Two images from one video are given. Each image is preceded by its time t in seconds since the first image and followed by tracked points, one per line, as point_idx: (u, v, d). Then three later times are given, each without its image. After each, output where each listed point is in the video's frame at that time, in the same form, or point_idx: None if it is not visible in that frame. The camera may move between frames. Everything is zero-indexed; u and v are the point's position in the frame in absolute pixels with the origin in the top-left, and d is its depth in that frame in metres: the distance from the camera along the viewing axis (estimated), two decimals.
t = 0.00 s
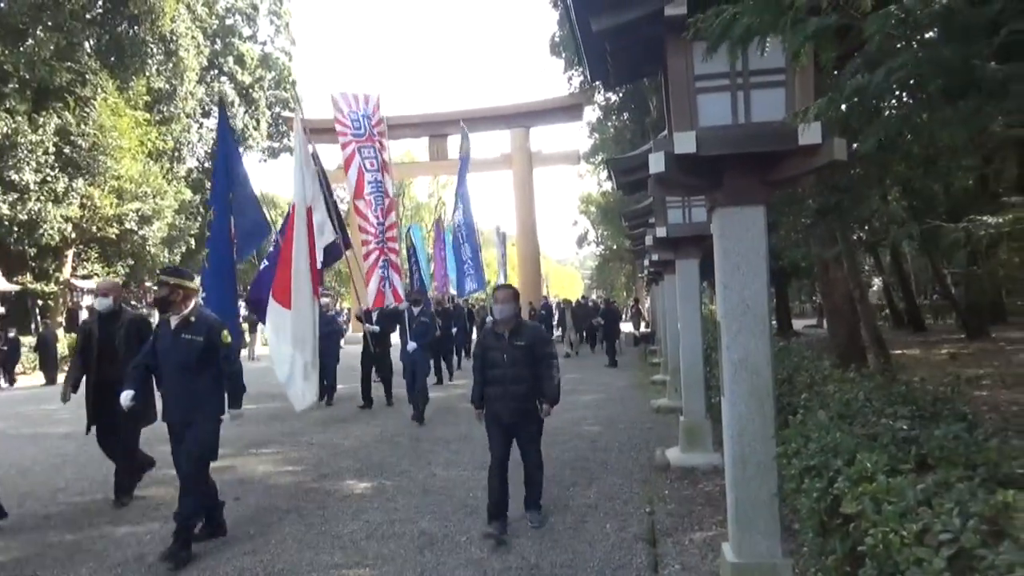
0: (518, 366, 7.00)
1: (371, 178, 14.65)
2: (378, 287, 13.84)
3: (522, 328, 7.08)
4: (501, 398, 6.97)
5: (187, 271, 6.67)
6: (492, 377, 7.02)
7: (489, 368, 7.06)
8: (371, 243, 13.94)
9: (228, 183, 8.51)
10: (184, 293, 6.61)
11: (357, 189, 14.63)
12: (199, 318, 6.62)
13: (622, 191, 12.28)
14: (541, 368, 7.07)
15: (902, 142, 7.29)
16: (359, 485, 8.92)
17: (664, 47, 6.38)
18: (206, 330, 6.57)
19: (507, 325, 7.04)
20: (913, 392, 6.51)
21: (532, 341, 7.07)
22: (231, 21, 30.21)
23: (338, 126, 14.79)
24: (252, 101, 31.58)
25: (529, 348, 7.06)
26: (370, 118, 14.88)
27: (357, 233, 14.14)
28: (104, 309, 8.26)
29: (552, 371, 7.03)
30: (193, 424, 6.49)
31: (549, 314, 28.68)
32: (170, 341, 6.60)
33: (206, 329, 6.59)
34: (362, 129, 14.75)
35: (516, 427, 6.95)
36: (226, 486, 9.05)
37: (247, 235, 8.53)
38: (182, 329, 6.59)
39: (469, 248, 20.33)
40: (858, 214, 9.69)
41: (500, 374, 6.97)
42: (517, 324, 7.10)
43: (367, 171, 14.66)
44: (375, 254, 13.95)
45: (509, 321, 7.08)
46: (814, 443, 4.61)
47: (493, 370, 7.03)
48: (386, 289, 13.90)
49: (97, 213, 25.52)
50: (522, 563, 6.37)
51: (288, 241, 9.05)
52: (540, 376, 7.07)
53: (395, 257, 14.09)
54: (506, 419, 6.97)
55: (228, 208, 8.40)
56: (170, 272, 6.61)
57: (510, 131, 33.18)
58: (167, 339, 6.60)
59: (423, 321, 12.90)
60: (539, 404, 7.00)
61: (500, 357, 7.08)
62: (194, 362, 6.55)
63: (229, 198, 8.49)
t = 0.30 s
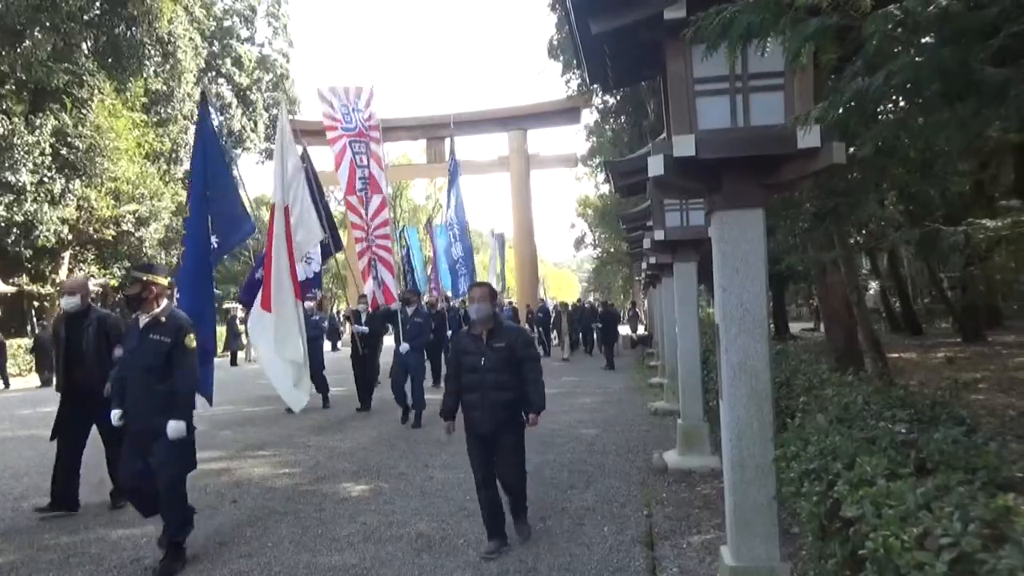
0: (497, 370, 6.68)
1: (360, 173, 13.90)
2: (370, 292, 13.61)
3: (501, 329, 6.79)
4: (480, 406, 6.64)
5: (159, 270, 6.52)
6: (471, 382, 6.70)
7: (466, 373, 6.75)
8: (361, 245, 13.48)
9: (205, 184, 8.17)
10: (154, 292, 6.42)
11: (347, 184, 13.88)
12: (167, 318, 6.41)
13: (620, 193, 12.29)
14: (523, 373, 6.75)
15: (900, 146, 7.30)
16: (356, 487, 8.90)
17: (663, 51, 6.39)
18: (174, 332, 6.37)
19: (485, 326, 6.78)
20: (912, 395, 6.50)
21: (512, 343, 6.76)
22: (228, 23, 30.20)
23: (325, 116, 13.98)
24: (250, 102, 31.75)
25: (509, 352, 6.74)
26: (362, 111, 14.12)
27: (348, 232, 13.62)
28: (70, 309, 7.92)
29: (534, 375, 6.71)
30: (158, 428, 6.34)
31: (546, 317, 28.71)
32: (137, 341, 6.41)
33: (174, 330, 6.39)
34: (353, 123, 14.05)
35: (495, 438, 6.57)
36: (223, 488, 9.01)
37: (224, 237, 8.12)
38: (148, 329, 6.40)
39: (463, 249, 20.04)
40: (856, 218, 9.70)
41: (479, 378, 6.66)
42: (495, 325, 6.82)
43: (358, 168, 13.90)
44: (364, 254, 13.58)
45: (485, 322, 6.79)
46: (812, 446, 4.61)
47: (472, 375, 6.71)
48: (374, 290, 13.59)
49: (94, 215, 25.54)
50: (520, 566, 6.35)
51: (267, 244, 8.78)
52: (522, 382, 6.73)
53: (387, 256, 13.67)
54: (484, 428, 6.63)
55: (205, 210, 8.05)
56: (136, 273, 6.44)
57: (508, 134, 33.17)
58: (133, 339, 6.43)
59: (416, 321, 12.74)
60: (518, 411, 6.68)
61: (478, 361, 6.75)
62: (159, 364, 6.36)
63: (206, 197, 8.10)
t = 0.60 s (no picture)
0: (488, 385, 5.98)
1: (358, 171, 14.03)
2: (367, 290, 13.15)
3: (493, 340, 6.06)
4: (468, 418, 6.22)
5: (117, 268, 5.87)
6: (459, 398, 6.03)
7: (454, 387, 6.07)
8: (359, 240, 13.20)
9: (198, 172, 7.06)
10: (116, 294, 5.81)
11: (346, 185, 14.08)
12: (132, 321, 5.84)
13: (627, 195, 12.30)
14: (517, 388, 6.04)
15: (909, 146, 7.27)
16: (363, 487, 8.90)
17: (671, 52, 6.39)
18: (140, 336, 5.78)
19: (476, 335, 6.06)
20: (921, 398, 6.46)
21: (505, 354, 6.03)
22: (237, 24, 30.36)
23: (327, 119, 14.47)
24: (257, 103, 31.65)
25: (502, 365, 6.01)
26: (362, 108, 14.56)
27: (347, 230, 13.42)
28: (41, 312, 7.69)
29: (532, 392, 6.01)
30: (130, 442, 5.78)
31: (552, 318, 28.72)
32: (103, 349, 5.83)
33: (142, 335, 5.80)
34: (352, 118, 14.43)
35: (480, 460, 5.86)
36: (230, 488, 9.02)
37: (216, 233, 7.07)
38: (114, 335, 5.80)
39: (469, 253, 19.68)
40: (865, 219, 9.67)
41: (465, 395, 5.99)
42: (488, 333, 6.11)
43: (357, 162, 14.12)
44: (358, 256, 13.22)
45: (478, 331, 6.07)
46: (822, 449, 4.59)
47: (461, 390, 6.02)
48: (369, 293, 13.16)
49: (102, 215, 25.66)
50: (527, 568, 6.34)
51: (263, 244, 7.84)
52: (517, 399, 6.03)
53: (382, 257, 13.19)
54: (472, 448, 5.97)
55: (197, 205, 6.99)
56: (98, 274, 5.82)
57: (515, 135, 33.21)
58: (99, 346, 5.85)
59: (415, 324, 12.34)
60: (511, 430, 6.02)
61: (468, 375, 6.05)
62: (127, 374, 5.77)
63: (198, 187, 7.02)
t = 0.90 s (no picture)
0: (483, 385, 5.35)
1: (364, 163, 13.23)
2: (372, 284, 12.91)
3: (491, 336, 5.44)
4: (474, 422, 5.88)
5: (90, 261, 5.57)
6: (451, 401, 5.40)
7: (447, 387, 5.42)
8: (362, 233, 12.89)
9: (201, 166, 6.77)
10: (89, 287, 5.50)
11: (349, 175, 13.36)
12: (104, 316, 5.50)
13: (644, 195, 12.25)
14: (514, 388, 5.39)
15: (930, 146, 7.19)
16: (378, 486, 8.94)
17: (690, 52, 6.36)
18: (116, 333, 5.49)
19: (472, 331, 5.43)
20: (941, 402, 6.39)
21: (503, 352, 5.40)
22: (255, 25, 30.60)
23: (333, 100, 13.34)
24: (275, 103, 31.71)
25: (499, 363, 5.38)
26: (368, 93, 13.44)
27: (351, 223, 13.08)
28: (36, 307, 7.24)
29: (531, 395, 5.36)
30: (96, 446, 5.39)
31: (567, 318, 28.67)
32: (69, 346, 5.46)
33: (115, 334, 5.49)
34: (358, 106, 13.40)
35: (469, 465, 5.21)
36: (247, 486, 9.09)
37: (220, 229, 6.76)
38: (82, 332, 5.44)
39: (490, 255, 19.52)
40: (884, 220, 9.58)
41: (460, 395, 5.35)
42: (484, 329, 5.48)
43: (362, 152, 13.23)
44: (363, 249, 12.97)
45: (475, 327, 5.44)
46: (842, 451, 4.56)
47: (453, 391, 5.40)
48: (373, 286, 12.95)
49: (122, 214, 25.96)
50: (542, 568, 6.34)
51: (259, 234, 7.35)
52: (515, 401, 5.39)
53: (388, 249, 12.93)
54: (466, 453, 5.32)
55: (199, 203, 6.69)
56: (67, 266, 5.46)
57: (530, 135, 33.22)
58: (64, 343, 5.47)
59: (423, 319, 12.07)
60: (506, 437, 5.36)
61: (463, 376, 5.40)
62: (97, 372, 5.44)
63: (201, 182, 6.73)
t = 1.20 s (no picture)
0: (461, 396, 4.78)
1: (368, 160, 12.17)
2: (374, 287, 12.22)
3: (469, 340, 4.88)
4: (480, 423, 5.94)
5: (64, 263, 5.20)
6: (427, 415, 4.84)
7: (423, 400, 4.86)
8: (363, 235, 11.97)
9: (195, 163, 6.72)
10: (59, 292, 5.12)
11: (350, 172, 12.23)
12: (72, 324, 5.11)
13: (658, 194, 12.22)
14: (496, 400, 4.83)
15: (946, 145, 7.13)
16: (392, 484, 8.97)
17: (704, 50, 6.34)
18: (86, 345, 5.10)
19: (448, 336, 4.90)
20: (958, 402, 6.33)
21: (484, 358, 4.83)
22: (271, 25, 30.77)
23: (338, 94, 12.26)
24: (290, 102, 31.89)
25: (480, 370, 4.81)
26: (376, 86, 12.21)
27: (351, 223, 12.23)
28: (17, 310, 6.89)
29: (515, 407, 4.80)
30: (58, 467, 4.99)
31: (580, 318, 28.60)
32: (33, 354, 5.04)
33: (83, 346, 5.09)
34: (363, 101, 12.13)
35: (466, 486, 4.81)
36: (261, 483, 9.16)
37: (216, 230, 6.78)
38: (50, 339, 5.04)
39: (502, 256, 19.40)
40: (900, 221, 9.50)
41: (438, 410, 4.79)
42: (462, 334, 4.93)
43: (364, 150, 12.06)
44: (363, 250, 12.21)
45: (451, 331, 4.89)
46: (856, 452, 4.53)
47: (429, 404, 4.83)
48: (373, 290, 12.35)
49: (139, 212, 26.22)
50: (554, 567, 6.34)
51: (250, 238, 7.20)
52: (497, 413, 4.83)
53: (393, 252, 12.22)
54: (442, 476, 4.76)
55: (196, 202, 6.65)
56: (39, 268, 5.06)
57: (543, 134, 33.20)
58: (28, 352, 5.04)
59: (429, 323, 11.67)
60: (487, 453, 4.80)
61: (440, 389, 4.81)
62: (63, 385, 5.04)
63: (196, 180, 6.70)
